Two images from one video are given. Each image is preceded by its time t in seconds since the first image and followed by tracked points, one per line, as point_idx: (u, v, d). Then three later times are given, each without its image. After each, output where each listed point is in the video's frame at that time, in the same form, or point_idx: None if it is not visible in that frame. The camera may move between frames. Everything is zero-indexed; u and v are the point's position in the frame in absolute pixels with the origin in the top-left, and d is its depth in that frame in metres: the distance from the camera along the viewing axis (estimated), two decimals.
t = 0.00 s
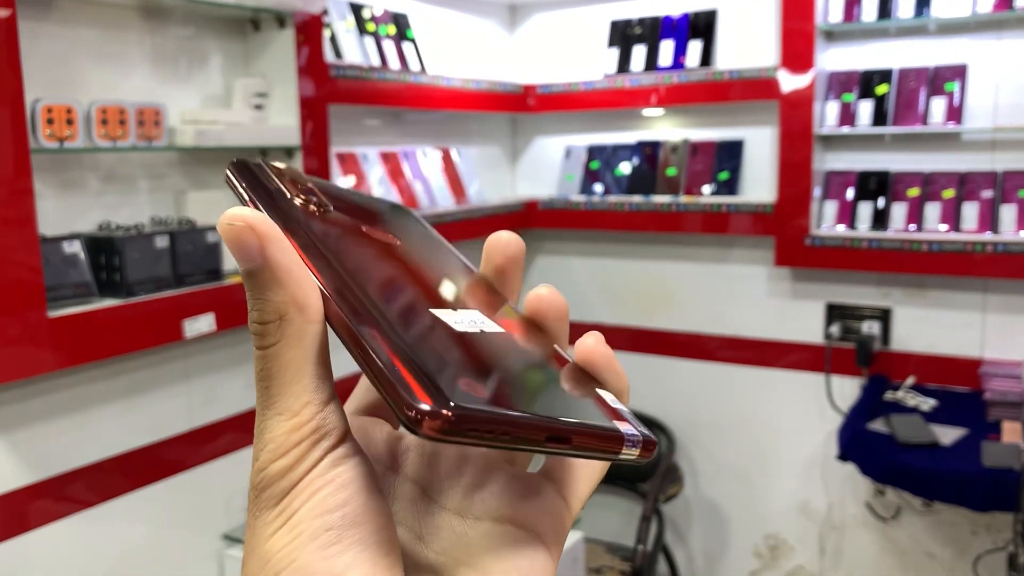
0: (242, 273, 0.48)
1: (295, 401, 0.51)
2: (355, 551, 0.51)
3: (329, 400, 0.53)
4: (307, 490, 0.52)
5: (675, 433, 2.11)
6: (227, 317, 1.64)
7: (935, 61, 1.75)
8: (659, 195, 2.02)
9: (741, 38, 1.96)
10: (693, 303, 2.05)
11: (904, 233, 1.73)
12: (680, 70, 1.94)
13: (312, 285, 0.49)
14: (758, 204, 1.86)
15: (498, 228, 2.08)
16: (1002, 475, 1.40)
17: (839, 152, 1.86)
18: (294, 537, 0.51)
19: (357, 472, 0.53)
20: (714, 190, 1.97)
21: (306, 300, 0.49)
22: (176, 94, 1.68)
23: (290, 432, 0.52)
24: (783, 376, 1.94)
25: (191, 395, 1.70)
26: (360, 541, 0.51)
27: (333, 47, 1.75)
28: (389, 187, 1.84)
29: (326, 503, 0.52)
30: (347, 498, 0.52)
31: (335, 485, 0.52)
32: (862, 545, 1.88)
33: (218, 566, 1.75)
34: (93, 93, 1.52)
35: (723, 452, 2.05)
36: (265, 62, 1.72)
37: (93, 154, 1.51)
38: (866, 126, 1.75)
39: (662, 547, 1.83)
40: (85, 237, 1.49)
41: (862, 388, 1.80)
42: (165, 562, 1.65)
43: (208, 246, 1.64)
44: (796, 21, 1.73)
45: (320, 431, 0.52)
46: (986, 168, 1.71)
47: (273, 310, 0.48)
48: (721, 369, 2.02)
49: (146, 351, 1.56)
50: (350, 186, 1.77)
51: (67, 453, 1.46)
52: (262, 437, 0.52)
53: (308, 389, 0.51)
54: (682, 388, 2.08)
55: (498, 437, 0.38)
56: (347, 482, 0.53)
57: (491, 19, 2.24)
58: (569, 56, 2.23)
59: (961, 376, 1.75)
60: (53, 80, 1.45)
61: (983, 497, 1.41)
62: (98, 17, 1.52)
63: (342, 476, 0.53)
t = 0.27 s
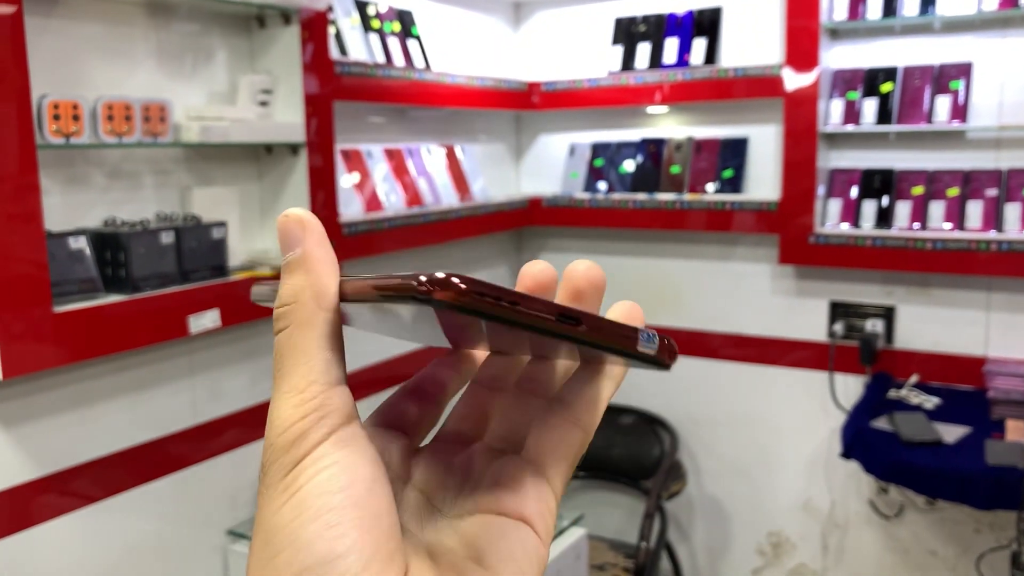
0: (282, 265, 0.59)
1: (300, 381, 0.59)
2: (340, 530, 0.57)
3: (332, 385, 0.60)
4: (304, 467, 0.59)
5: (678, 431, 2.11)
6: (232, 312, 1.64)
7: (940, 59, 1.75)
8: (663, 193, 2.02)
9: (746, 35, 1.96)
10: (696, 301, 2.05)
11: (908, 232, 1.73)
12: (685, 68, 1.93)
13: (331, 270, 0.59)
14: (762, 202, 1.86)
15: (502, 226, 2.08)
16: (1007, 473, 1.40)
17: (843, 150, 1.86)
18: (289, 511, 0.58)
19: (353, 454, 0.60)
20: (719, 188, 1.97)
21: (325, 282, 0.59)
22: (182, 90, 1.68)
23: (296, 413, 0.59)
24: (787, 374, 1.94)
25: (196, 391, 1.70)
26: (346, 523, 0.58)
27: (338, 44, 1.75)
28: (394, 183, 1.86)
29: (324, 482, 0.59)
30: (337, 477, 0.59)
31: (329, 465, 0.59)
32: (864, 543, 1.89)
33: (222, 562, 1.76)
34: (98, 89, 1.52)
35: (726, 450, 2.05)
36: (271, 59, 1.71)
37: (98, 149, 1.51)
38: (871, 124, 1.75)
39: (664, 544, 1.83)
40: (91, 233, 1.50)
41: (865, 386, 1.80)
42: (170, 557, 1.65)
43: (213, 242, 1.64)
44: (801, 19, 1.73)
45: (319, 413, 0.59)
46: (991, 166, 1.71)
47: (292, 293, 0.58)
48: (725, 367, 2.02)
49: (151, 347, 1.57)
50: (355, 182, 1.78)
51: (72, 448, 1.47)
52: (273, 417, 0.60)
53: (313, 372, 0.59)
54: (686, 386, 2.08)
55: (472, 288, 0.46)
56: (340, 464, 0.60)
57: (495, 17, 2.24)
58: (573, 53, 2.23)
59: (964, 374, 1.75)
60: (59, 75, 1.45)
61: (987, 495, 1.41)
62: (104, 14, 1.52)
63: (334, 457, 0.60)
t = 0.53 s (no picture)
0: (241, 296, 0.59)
1: (269, 381, 0.56)
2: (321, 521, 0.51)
3: (305, 382, 0.57)
4: (280, 460, 0.54)
5: (680, 428, 2.11)
6: (234, 309, 1.64)
7: (943, 56, 1.74)
8: (665, 190, 2.01)
9: (748, 32, 1.96)
10: (698, 298, 2.05)
11: (910, 229, 1.72)
12: (687, 65, 1.93)
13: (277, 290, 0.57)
14: (764, 199, 1.86)
15: (503, 223, 2.08)
16: (1009, 471, 1.39)
17: (845, 147, 1.86)
18: (267, 506, 0.52)
19: (334, 446, 0.55)
20: (720, 185, 1.97)
21: (276, 302, 0.57)
22: (183, 87, 1.68)
23: (270, 410, 0.55)
24: (789, 371, 1.94)
25: (198, 388, 1.70)
26: (328, 515, 0.52)
27: (339, 41, 1.75)
28: (395, 181, 1.85)
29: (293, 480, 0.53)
30: (317, 467, 0.53)
31: (305, 455, 0.54)
32: (866, 541, 1.88)
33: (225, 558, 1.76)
34: (99, 86, 1.52)
35: (728, 448, 2.05)
36: (272, 56, 1.72)
37: (100, 147, 1.51)
38: (873, 122, 1.75)
39: (666, 542, 1.83)
40: (93, 231, 1.49)
41: (868, 384, 1.80)
42: (172, 554, 1.65)
43: (215, 239, 1.64)
44: (803, 17, 1.73)
45: (293, 405, 0.55)
46: (993, 163, 1.71)
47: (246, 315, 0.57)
48: (727, 365, 2.02)
49: (152, 345, 1.57)
50: (356, 179, 1.78)
51: (74, 445, 1.47)
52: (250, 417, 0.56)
53: (281, 370, 0.56)
54: (688, 384, 2.08)
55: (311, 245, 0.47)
56: (317, 454, 0.54)
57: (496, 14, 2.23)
58: (575, 50, 2.23)
59: (966, 372, 1.75)
60: (60, 73, 1.45)
61: (989, 493, 1.41)
62: (106, 11, 1.52)
63: (311, 447, 0.54)
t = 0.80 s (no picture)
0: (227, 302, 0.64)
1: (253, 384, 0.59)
2: (305, 523, 0.54)
3: (288, 380, 0.59)
4: (265, 462, 0.57)
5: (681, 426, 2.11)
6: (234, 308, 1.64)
7: (943, 53, 1.74)
8: (666, 188, 2.01)
9: (748, 29, 1.96)
10: (699, 295, 2.05)
11: (911, 226, 1.72)
12: (687, 62, 1.93)
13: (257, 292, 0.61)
14: (765, 196, 1.86)
15: (503, 221, 2.08)
16: (1009, 468, 1.39)
17: (846, 144, 1.86)
18: (254, 510, 0.55)
19: (318, 445, 0.57)
20: (721, 183, 1.97)
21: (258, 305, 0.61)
22: (183, 86, 1.68)
23: (254, 413, 0.58)
24: (790, 369, 1.94)
25: (198, 387, 1.70)
26: (315, 517, 0.54)
27: (339, 39, 1.75)
28: (395, 179, 1.86)
29: (280, 481, 0.56)
30: (303, 467, 0.56)
31: (288, 456, 0.57)
32: (867, 538, 1.89)
33: (226, 557, 1.76)
34: (99, 85, 1.52)
35: (728, 445, 2.05)
36: (271, 54, 1.72)
37: (100, 145, 1.51)
38: (873, 119, 1.75)
39: (667, 539, 1.83)
40: (93, 230, 1.49)
41: (868, 381, 1.80)
42: (173, 552, 1.65)
43: (215, 238, 1.64)
44: (803, 14, 1.73)
45: (274, 406, 0.58)
46: (993, 160, 1.70)
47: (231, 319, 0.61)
48: (727, 363, 2.02)
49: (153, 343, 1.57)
50: (356, 177, 1.78)
51: (74, 444, 1.47)
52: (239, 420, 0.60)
53: (260, 371, 0.59)
54: (688, 381, 2.08)
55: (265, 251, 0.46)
56: (300, 453, 0.57)
57: (496, 12, 2.23)
58: (575, 48, 2.22)
59: (967, 369, 1.75)
60: (60, 72, 1.45)
61: (989, 490, 1.41)
62: (105, 9, 1.52)
63: (293, 448, 0.57)
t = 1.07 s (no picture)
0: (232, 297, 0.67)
1: (263, 382, 0.62)
2: (318, 525, 0.57)
3: (296, 380, 0.62)
4: (276, 464, 0.60)
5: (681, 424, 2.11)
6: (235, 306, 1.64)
7: (943, 50, 1.74)
8: (666, 185, 2.01)
9: (748, 27, 1.95)
10: (699, 293, 2.05)
11: (911, 223, 1.72)
12: (687, 60, 1.93)
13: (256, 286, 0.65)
14: (766, 194, 1.86)
15: (503, 219, 2.08)
16: (1010, 465, 1.39)
17: (846, 142, 1.85)
18: (267, 510, 0.59)
19: (329, 448, 0.61)
20: (722, 180, 1.97)
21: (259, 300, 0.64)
22: (183, 84, 1.67)
23: (263, 412, 0.61)
24: (791, 367, 1.94)
25: (199, 385, 1.70)
26: (328, 521, 0.58)
27: (339, 37, 1.75)
28: (395, 177, 1.86)
29: (292, 484, 0.59)
30: (317, 471, 0.59)
31: (298, 459, 0.60)
32: (868, 535, 1.89)
33: (226, 555, 1.76)
34: (99, 83, 1.52)
35: (729, 443, 2.05)
36: (271, 52, 1.71)
37: (101, 144, 1.51)
38: (874, 116, 1.75)
39: (668, 538, 1.83)
40: (93, 228, 1.49)
41: (869, 378, 1.80)
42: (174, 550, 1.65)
43: (216, 237, 1.64)
44: (804, 11, 1.72)
45: (283, 407, 0.61)
46: (994, 157, 1.70)
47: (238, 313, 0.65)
48: (728, 361, 2.02)
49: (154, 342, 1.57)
50: (356, 176, 1.78)
51: (76, 442, 1.47)
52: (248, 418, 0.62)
53: (271, 372, 0.62)
54: (689, 379, 2.08)
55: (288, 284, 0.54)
56: (310, 456, 0.60)
57: (496, 10, 2.23)
58: (575, 46, 2.22)
59: (968, 366, 1.74)
60: (61, 71, 1.45)
61: (990, 487, 1.41)
62: (105, 7, 1.52)
63: (304, 451, 0.60)
